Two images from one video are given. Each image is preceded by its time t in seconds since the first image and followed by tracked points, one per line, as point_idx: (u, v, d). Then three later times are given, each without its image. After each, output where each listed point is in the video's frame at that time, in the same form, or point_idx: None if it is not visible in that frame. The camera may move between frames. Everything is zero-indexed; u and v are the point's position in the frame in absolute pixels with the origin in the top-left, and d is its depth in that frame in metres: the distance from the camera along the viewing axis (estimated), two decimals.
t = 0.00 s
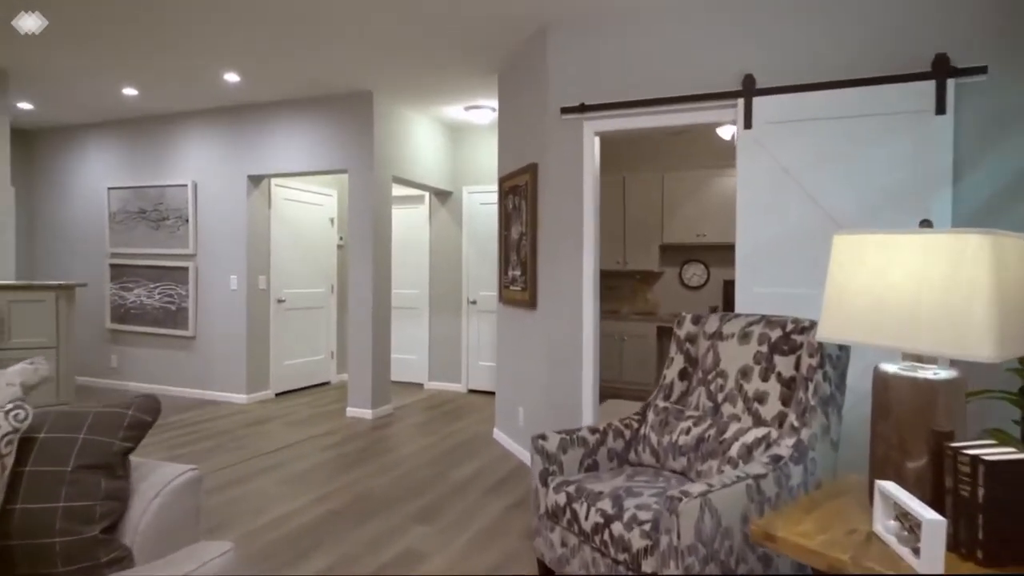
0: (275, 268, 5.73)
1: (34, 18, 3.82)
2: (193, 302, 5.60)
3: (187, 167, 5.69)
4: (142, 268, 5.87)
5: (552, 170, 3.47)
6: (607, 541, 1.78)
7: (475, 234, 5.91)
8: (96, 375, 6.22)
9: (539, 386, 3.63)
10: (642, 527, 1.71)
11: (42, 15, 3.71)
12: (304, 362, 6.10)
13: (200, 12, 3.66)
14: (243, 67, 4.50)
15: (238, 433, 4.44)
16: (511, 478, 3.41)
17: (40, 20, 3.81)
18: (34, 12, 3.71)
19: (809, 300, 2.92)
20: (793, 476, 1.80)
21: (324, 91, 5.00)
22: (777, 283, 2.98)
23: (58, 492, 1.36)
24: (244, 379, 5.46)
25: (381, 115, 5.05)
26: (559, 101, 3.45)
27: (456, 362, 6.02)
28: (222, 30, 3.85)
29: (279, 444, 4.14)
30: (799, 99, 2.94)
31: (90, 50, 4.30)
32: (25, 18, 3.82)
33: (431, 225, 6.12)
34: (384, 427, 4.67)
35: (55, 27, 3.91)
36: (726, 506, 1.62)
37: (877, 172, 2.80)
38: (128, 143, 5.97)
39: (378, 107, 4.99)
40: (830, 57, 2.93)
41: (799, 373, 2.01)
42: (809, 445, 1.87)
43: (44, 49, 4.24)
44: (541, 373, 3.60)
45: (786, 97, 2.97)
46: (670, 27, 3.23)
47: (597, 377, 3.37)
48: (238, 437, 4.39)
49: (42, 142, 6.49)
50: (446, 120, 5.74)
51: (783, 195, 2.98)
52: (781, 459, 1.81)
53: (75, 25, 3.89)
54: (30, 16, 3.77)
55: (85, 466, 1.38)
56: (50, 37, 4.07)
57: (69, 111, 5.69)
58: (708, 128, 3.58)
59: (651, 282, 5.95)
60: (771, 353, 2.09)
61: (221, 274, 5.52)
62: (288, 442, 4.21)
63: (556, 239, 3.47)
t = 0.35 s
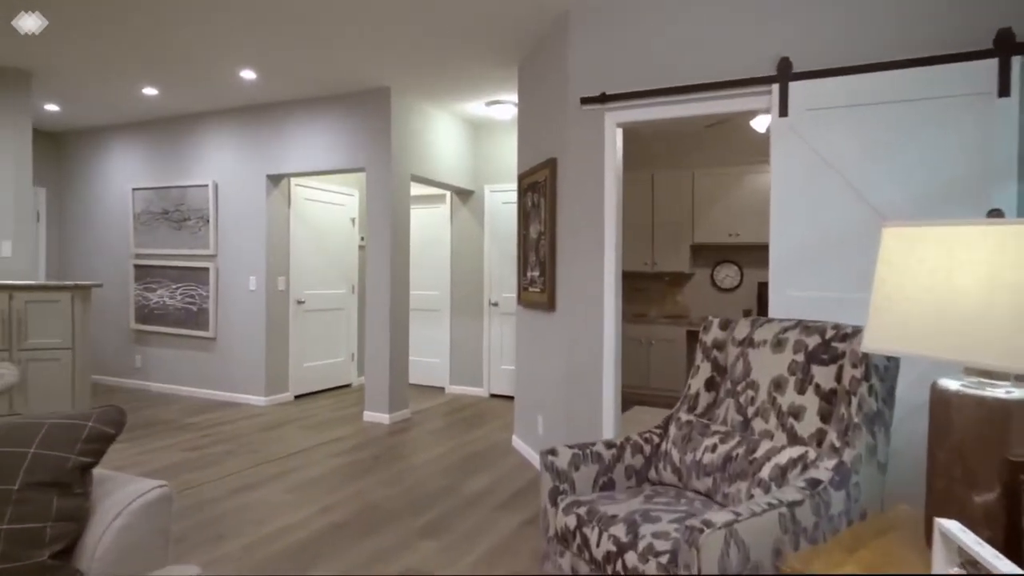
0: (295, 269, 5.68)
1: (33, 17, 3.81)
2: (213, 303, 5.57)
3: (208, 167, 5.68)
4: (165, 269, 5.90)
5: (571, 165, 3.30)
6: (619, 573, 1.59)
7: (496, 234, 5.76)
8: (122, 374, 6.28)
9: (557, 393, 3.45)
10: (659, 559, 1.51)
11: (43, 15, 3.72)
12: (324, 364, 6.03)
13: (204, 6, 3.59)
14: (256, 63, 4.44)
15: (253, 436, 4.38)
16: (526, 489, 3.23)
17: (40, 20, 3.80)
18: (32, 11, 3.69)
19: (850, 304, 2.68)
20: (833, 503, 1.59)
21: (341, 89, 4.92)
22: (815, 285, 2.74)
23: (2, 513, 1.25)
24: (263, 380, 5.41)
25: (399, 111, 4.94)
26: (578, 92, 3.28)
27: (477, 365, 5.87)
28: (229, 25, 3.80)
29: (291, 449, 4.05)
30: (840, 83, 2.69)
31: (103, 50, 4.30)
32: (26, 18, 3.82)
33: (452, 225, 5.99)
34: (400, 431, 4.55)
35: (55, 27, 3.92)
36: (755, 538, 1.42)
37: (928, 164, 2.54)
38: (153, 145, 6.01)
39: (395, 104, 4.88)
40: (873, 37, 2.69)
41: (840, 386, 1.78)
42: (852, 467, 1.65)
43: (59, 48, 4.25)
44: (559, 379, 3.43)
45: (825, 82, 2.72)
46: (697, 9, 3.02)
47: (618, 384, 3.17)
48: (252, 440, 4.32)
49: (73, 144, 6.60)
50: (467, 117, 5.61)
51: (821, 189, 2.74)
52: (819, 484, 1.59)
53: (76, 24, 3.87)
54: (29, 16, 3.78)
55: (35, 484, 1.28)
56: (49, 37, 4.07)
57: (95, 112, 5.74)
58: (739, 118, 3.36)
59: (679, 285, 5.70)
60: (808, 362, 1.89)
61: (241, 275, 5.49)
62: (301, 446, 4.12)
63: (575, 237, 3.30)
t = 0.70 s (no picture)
0: (316, 269, 5.59)
1: (33, 17, 3.76)
2: (234, 303, 5.53)
3: (230, 166, 5.64)
4: (188, 269, 5.89)
5: (594, 158, 3.09)
6: None
7: (520, 232, 5.57)
8: (148, 374, 6.31)
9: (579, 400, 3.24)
10: None
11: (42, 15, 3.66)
12: (346, 365, 5.93)
13: (212, 4, 3.49)
14: (271, 60, 4.34)
15: (269, 439, 4.29)
16: (545, 504, 3.03)
17: (39, 20, 3.75)
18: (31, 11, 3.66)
19: (905, 308, 2.39)
20: (892, 545, 1.35)
21: (360, 84, 4.80)
22: (864, 288, 2.47)
23: None
24: (283, 382, 5.34)
25: (419, 106, 4.79)
26: (602, 80, 3.07)
27: (500, 368, 5.69)
28: (240, 20, 3.69)
29: (307, 454, 3.94)
30: (894, 61, 2.41)
31: (117, 50, 4.27)
32: (26, 18, 3.77)
33: (476, 224, 5.82)
34: (419, 437, 4.40)
35: (55, 27, 3.86)
36: None
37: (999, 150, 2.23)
38: (179, 144, 6.02)
39: (414, 98, 4.73)
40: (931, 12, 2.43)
41: (900, 405, 1.54)
42: (916, 502, 1.40)
43: (74, 48, 4.23)
44: (581, 386, 3.22)
45: (876, 61, 2.45)
46: None
47: (645, 392, 2.95)
48: (268, 443, 4.23)
49: (101, 145, 6.67)
50: (490, 112, 5.43)
51: (871, 180, 2.46)
52: (876, 522, 1.35)
53: (75, 27, 3.86)
54: (29, 16, 3.73)
55: None
56: (51, 38, 4.05)
57: (120, 113, 5.77)
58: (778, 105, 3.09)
59: (713, 285, 5.42)
60: (860, 376, 1.65)
61: (262, 274, 5.44)
62: (316, 451, 4.01)
63: (599, 234, 3.09)
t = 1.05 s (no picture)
0: (345, 269, 5.51)
1: (33, 17, 3.74)
2: (264, 304, 5.51)
3: (260, 166, 5.63)
4: (221, 270, 5.90)
5: (627, 151, 2.87)
6: None
7: (552, 232, 5.37)
8: (184, 374, 6.36)
9: (611, 410, 3.03)
10: None
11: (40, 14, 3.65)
12: (375, 368, 5.85)
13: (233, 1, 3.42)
14: (295, 58, 4.27)
15: (293, 444, 4.21)
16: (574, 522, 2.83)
17: (39, 20, 3.73)
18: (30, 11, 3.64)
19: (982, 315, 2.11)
20: None
21: (386, 79, 4.68)
22: (932, 292, 2.20)
23: None
24: (312, 384, 5.28)
25: (446, 102, 4.65)
26: (635, 67, 2.85)
27: (532, 372, 5.50)
28: (261, 17, 3.61)
29: (330, 459, 3.83)
30: (966, 34, 2.13)
31: (142, 51, 4.27)
32: (26, 18, 3.75)
33: (507, 223, 5.64)
34: (446, 444, 4.26)
35: (55, 27, 3.83)
36: None
37: None
38: (211, 146, 6.05)
39: (441, 94, 4.60)
40: None
41: (988, 433, 1.32)
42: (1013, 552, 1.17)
43: (101, 51, 4.25)
44: (613, 396, 3.01)
45: (946, 35, 2.17)
46: None
47: (681, 404, 2.72)
48: (292, 447, 4.15)
49: (140, 148, 6.78)
50: (521, 107, 5.25)
51: (939, 170, 2.18)
52: None
53: (75, 27, 3.84)
54: (29, 16, 3.70)
55: None
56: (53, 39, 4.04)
57: (155, 115, 5.83)
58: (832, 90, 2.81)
59: (757, 287, 5.11)
60: (937, 397, 1.42)
61: (291, 275, 5.39)
62: (339, 457, 3.90)
63: (631, 234, 2.87)
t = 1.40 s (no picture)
0: (386, 271, 5.44)
1: (33, 17, 3.77)
2: (307, 305, 5.50)
3: (304, 167, 5.63)
4: (267, 272, 5.94)
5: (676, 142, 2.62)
6: None
7: (598, 231, 5.13)
8: (233, 374, 6.45)
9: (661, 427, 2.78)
10: None
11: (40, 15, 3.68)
12: (417, 371, 5.75)
13: None
14: (333, 54, 4.20)
15: (331, 449, 4.13)
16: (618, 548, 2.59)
17: (39, 20, 3.76)
18: (27, 11, 3.66)
19: None
20: None
21: (426, 75, 4.56)
22: None
23: None
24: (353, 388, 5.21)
25: (487, 96, 4.48)
26: (685, 48, 2.60)
27: (577, 379, 5.27)
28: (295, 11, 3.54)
29: (365, 467, 3.72)
30: None
31: (186, 52, 4.30)
32: (26, 18, 3.77)
33: (551, 223, 5.43)
34: (485, 453, 4.08)
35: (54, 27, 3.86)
36: None
37: None
38: (258, 148, 6.10)
39: (481, 89, 4.43)
40: None
41: None
42: None
43: (147, 53, 4.31)
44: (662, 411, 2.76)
45: None
46: None
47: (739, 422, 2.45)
48: (329, 452, 4.07)
49: (193, 152, 6.92)
50: (566, 101, 5.03)
51: None
52: None
53: (91, 29, 3.90)
54: (29, 16, 3.74)
55: None
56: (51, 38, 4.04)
57: (204, 118, 5.93)
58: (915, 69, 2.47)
59: (822, 290, 4.72)
60: None
61: (333, 277, 5.36)
62: (375, 465, 3.79)
63: (681, 233, 2.62)
